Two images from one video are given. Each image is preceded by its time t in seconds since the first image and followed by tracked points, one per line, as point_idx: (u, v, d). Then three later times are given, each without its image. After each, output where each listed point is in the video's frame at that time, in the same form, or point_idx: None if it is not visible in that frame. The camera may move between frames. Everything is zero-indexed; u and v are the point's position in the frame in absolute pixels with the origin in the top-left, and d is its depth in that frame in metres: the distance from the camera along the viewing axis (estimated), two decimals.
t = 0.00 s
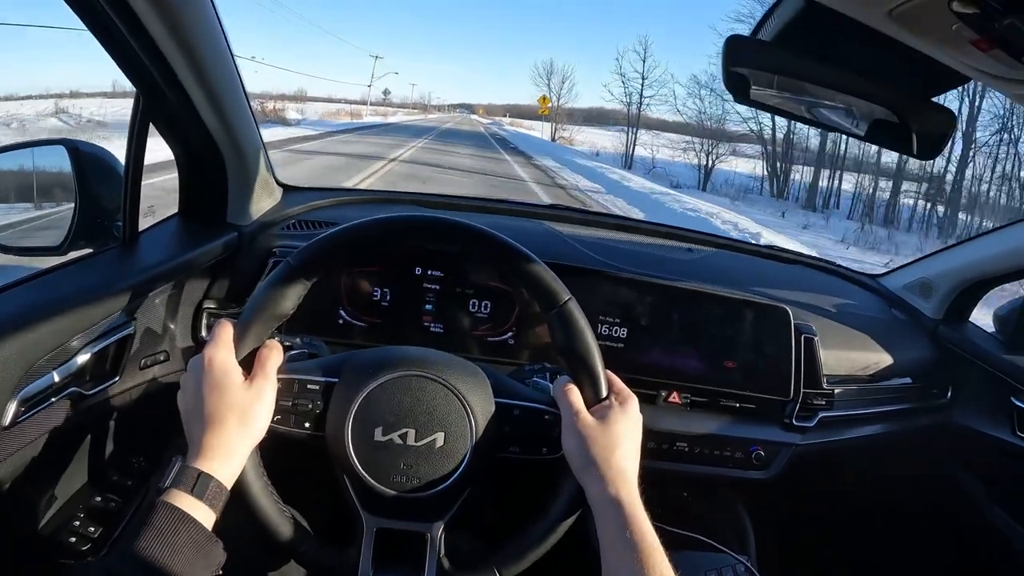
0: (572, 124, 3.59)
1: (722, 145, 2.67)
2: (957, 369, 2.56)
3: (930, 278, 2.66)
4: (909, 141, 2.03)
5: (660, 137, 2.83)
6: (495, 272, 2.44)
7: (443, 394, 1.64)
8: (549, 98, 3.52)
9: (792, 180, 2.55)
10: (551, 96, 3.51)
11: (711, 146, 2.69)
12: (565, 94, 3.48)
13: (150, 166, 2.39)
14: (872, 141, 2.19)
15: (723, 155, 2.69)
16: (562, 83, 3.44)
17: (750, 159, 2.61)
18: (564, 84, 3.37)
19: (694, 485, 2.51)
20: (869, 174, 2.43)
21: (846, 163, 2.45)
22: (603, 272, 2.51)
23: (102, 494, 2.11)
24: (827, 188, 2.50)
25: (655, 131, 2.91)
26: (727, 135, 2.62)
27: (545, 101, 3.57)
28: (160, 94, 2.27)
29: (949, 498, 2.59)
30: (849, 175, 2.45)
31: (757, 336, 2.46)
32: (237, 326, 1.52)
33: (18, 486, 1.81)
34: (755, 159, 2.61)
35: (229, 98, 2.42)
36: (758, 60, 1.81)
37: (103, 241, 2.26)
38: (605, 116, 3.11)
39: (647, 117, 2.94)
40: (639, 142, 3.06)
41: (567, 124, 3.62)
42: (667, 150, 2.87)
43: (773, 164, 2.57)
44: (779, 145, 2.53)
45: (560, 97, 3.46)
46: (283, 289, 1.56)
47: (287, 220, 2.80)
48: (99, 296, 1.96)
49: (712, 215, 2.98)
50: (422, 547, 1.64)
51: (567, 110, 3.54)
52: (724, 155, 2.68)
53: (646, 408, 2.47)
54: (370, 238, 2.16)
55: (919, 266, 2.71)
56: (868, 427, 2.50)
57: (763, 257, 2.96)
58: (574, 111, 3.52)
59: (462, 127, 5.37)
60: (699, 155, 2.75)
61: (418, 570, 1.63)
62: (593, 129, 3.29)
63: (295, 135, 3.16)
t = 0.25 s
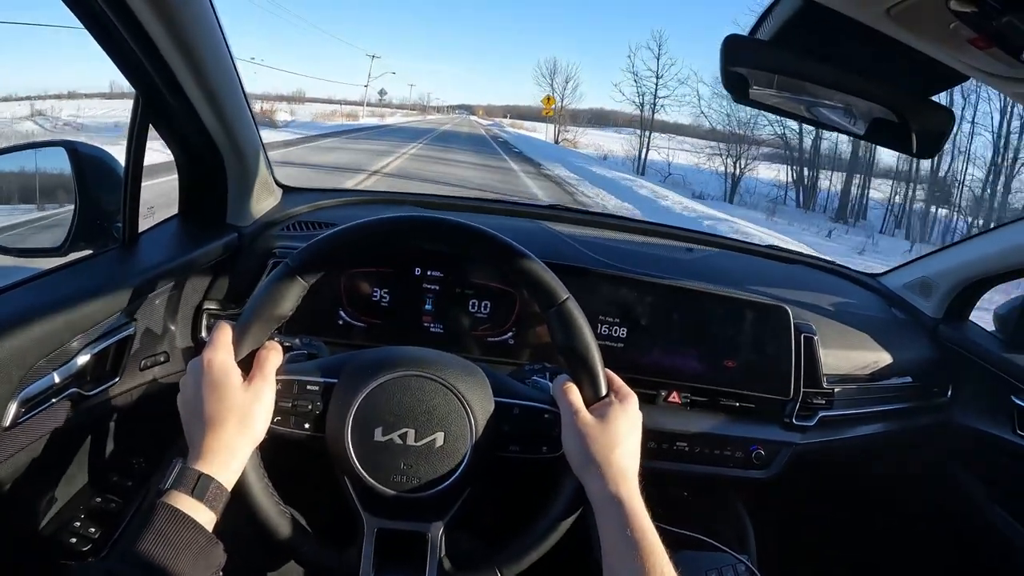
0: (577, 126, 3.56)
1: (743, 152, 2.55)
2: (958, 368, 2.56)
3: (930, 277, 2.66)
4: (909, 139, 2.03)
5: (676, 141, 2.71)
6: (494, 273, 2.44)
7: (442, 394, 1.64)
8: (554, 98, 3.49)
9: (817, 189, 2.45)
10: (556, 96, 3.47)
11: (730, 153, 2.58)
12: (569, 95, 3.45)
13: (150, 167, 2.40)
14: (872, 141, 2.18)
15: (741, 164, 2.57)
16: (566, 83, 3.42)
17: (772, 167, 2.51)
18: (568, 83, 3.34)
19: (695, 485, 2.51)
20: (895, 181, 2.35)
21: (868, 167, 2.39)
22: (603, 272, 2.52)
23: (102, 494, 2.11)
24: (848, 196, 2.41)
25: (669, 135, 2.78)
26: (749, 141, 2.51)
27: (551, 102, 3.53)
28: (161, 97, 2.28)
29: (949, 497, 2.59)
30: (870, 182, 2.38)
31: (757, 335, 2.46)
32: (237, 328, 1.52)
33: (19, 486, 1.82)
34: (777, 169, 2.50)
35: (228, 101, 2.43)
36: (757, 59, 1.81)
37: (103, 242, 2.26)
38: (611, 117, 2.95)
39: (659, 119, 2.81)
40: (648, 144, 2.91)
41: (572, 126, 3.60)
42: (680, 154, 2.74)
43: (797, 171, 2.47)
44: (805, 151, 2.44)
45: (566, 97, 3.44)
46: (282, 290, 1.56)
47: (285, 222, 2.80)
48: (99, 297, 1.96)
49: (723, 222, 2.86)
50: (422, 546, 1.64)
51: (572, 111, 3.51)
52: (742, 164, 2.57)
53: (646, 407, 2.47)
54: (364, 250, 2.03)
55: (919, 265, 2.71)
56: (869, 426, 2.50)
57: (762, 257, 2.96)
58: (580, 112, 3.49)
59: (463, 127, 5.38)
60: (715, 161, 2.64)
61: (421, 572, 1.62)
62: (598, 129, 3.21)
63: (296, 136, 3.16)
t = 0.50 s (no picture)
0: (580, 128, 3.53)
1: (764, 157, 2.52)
2: (957, 368, 2.56)
3: (930, 277, 2.66)
4: (908, 140, 2.03)
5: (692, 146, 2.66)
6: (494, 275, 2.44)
7: (442, 397, 1.64)
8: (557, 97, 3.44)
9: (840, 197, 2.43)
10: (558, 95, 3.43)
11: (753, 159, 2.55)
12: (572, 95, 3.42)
13: (149, 170, 2.39)
14: (871, 141, 2.18)
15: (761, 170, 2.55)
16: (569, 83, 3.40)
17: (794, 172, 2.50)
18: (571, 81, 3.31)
19: (695, 486, 2.51)
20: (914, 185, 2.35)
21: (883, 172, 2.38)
22: (603, 274, 2.51)
23: (102, 498, 2.11)
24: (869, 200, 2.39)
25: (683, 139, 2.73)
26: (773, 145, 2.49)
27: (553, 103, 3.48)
28: (159, 100, 2.27)
29: (950, 497, 2.59)
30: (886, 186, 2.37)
31: (756, 336, 2.46)
32: (237, 332, 1.52)
33: (18, 490, 1.81)
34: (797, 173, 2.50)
35: (228, 104, 2.43)
36: (756, 61, 1.81)
37: (101, 245, 2.26)
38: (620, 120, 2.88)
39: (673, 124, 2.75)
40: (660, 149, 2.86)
41: (573, 128, 3.57)
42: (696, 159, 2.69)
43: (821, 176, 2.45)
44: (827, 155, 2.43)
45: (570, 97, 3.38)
46: (282, 293, 1.56)
47: (283, 225, 2.80)
48: (98, 301, 1.96)
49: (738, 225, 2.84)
50: (423, 549, 1.63)
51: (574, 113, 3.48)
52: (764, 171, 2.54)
53: (646, 409, 2.47)
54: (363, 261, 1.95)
55: (918, 265, 2.71)
56: (869, 427, 2.50)
57: (762, 258, 2.97)
58: (582, 113, 3.45)
59: (462, 129, 5.39)
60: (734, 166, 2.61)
61: None
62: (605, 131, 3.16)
63: (294, 138, 3.16)
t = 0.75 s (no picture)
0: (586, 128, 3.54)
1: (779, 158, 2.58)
2: (956, 368, 2.57)
3: (929, 277, 2.67)
4: (906, 141, 2.05)
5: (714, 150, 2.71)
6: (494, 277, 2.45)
7: (443, 397, 1.65)
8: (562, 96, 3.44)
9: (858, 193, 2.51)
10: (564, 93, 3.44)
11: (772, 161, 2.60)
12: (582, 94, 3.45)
13: (150, 172, 2.40)
14: (870, 143, 2.19)
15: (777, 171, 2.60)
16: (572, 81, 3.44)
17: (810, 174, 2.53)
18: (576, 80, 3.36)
19: (695, 486, 2.51)
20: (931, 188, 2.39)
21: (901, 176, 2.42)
22: (603, 275, 2.52)
23: (104, 500, 2.12)
24: (895, 200, 2.46)
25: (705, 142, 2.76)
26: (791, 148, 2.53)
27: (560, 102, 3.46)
28: (160, 102, 2.28)
29: (949, 496, 2.60)
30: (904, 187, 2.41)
31: (756, 336, 2.47)
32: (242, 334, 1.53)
33: (21, 491, 1.82)
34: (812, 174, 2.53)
35: (229, 107, 2.44)
36: (754, 62, 1.82)
37: (103, 247, 2.27)
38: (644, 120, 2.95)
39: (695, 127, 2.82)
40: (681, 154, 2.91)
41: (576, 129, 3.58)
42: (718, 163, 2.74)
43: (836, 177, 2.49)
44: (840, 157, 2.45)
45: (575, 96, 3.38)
46: (284, 295, 1.57)
47: (284, 227, 2.81)
48: (101, 303, 1.97)
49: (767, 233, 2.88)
50: (424, 550, 1.64)
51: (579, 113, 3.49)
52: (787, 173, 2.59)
53: (646, 410, 2.48)
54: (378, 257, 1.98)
55: (918, 265, 2.73)
56: (868, 427, 2.51)
57: (762, 258, 2.98)
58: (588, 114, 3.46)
59: (461, 131, 5.40)
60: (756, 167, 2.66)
61: None
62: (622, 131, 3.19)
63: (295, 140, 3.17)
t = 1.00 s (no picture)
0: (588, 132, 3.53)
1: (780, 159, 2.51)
2: (955, 368, 2.57)
3: (928, 277, 2.67)
4: (905, 140, 2.04)
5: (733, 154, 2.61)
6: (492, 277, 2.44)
7: (441, 398, 1.64)
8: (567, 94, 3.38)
9: (872, 194, 2.43)
10: (568, 92, 3.37)
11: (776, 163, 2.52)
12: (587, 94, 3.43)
13: (147, 173, 2.40)
14: (869, 143, 2.19)
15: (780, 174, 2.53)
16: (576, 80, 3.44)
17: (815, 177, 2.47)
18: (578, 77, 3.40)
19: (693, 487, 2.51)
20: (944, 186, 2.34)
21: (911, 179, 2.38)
22: (601, 276, 2.52)
23: (101, 501, 2.11)
24: (904, 200, 2.41)
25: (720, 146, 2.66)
26: (792, 151, 2.47)
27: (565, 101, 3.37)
28: (158, 103, 2.28)
29: (948, 496, 2.60)
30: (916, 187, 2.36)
31: (755, 337, 2.46)
32: (239, 332, 1.53)
33: (18, 492, 1.81)
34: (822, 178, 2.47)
35: (227, 108, 2.44)
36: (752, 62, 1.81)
37: (100, 248, 2.27)
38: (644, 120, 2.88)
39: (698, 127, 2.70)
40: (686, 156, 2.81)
41: (579, 132, 3.54)
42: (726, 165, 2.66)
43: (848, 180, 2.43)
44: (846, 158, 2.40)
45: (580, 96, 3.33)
46: (283, 295, 1.56)
47: (283, 227, 2.81)
48: (99, 304, 1.97)
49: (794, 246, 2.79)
50: (421, 551, 1.64)
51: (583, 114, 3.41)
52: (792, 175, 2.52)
53: (645, 410, 2.47)
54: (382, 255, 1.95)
55: (916, 266, 2.73)
56: (867, 427, 2.51)
57: (761, 258, 2.98)
58: (590, 115, 3.42)
59: (460, 132, 5.40)
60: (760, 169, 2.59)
61: None
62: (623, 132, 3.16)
63: (293, 141, 3.17)
